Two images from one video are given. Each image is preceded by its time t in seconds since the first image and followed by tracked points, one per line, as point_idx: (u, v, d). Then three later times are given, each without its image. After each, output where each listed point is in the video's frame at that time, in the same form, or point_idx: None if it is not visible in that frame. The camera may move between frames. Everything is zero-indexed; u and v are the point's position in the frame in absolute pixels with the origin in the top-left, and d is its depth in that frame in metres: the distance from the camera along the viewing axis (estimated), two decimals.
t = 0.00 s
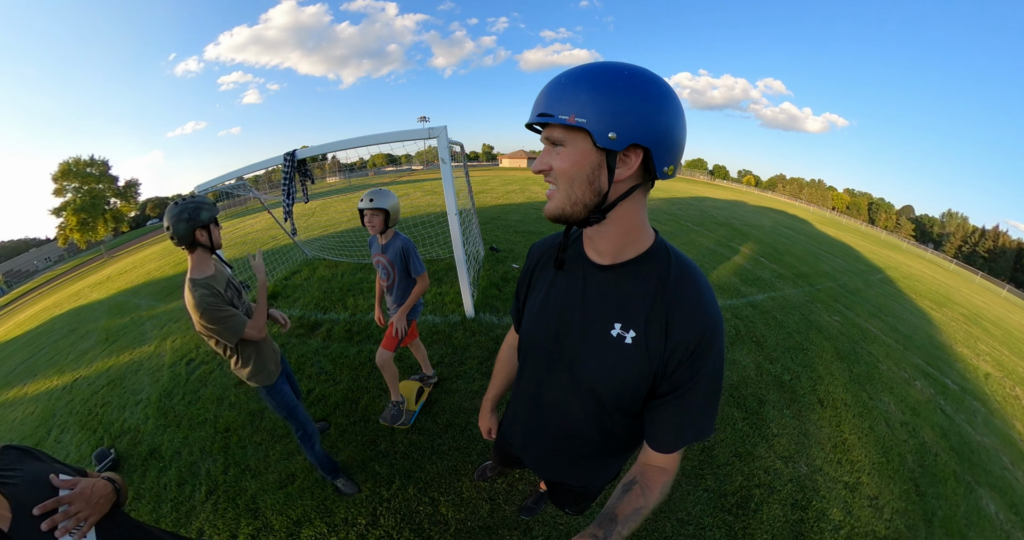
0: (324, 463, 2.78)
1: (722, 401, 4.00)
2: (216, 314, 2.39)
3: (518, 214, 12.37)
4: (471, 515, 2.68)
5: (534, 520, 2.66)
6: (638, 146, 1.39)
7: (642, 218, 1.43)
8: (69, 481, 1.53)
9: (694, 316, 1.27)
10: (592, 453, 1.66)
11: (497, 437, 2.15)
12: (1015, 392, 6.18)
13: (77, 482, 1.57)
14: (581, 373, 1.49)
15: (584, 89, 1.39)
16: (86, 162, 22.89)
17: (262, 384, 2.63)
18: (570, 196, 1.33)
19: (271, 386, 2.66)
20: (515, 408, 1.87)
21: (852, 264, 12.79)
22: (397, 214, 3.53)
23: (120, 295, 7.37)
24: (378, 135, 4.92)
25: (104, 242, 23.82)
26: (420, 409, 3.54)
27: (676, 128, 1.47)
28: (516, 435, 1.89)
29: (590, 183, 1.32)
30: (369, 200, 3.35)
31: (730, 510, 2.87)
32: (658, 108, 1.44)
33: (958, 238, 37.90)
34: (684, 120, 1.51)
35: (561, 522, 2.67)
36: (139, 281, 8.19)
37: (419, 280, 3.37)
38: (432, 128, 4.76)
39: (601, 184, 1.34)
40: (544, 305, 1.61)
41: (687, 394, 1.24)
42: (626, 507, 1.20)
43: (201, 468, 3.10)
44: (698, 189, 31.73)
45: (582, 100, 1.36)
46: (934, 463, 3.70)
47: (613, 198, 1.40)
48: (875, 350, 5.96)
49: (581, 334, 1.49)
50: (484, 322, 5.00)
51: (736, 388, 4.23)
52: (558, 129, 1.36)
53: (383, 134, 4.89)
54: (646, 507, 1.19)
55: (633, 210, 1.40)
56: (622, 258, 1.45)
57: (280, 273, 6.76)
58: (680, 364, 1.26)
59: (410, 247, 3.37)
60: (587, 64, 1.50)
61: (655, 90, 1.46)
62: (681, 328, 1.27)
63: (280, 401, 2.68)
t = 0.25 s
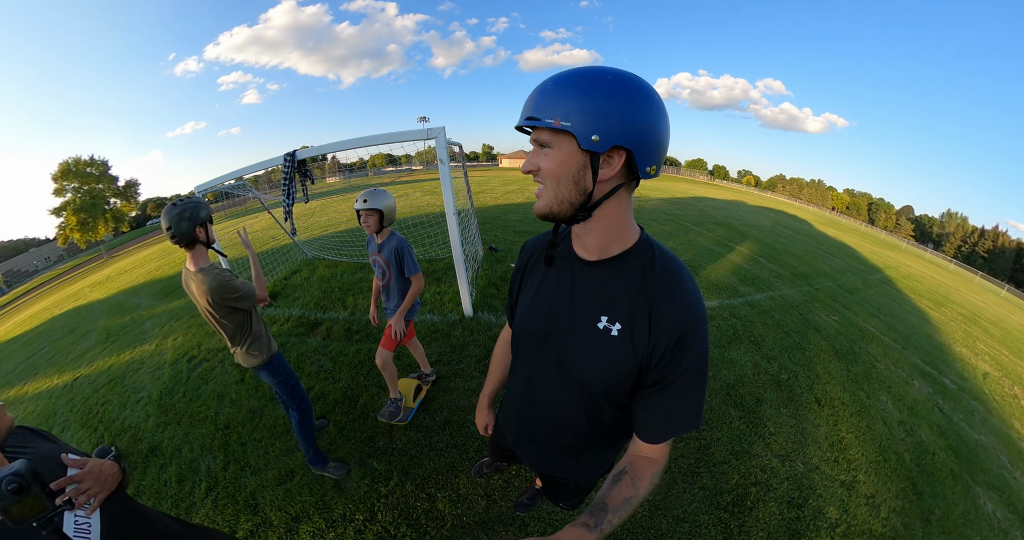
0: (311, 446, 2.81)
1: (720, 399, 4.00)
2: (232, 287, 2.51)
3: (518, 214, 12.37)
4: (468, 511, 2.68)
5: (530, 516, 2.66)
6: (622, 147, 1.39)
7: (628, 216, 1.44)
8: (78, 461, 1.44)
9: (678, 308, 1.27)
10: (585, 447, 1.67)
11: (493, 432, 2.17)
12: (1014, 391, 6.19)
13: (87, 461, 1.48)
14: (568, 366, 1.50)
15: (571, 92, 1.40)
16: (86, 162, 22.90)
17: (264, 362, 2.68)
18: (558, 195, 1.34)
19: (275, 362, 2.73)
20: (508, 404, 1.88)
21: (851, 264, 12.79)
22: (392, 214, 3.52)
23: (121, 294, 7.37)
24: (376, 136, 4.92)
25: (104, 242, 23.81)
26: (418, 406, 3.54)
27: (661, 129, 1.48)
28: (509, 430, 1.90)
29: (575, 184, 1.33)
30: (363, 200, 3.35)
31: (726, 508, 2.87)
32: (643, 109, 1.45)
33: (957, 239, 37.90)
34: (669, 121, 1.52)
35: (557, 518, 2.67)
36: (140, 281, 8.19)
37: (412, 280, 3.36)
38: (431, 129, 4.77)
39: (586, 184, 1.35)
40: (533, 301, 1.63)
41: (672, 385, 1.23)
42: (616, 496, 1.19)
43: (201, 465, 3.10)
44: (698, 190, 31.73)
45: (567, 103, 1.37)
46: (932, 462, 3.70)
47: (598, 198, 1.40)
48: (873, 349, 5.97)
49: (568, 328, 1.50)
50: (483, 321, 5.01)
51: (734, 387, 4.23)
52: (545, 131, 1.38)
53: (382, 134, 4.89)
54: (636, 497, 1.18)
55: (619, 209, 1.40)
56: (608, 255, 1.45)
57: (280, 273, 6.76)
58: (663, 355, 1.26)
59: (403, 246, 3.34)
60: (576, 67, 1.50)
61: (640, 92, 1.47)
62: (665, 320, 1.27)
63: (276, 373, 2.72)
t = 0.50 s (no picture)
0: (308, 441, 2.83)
1: (718, 398, 4.00)
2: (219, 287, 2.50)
3: (517, 214, 12.37)
4: (466, 510, 2.68)
5: (527, 515, 2.66)
6: (632, 146, 1.47)
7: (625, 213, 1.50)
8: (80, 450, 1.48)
9: (666, 301, 1.26)
10: (579, 443, 1.67)
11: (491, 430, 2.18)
12: (1013, 390, 6.19)
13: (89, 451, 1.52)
14: (560, 362, 1.50)
15: (586, 86, 1.39)
16: (86, 162, 22.90)
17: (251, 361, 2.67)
18: (576, 187, 1.30)
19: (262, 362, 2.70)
20: (504, 401, 1.89)
21: (851, 264, 12.79)
22: (390, 214, 3.52)
23: (120, 294, 7.37)
24: (375, 136, 4.92)
25: (104, 242, 23.80)
26: (416, 405, 3.54)
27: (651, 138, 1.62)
28: (505, 428, 1.91)
29: (595, 175, 1.33)
30: (359, 201, 3.35)
31: (724, 507, 2.87)
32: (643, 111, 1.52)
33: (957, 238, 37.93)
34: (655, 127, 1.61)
35: (554, 516, 2.67)
36: (139, 280, 8.19)
37: (411, 280, 3.36)
38: (429, 129, 4.76)
39: (602, 177, 1.35)
40: (525, 298, 1.63)
41: (661, 378, 1.23)
42: (610, 492, 1.19)
43: (200, 464, 3.10)
44: (697, 190, 31.72)
45: (590, 95, 1.36)
46: (930, 461, 3.70)
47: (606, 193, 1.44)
48: (872, 348, 5.97)
49: (559, 324, 1.50)
50: (481, 320, 5.01)
51: (732, 386, 4.24)
52: (568, 119, 1.32)
53: (381, 134, 4.89)
54: (631, 492, 1.18)
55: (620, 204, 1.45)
56: (602, 251, 1.44)
57: (279, 273, 6.75)
58: (652, 348, 1.26)
59: (401, 246, 3.35)
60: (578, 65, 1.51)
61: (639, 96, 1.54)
62: (653, 313, 1.27)
63: (268, 370, 2.71)
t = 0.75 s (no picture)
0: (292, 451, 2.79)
1: (717, 397, 4.00)
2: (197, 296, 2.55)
3: (516, 214, 12.38)
4: (467, 509, 2.68)
5: (529, 513, 2.66)
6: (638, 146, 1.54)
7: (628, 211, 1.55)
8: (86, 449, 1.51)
9: (668, 286, 1.28)
10: (582, 433, 1.67)
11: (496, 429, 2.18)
12: (1010, 388, 6.21)
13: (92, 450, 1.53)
14: (562, 353, 1.51)
15: (598, 85, 1.40)
16: (84, 163, 22.87)
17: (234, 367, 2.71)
18: (597, 187, 1.33)
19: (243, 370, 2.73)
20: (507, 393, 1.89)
21: (849, 263, 12.83)
22: (391, 214, 3.51)
23: (119, 295, 7.35)
24: (375, 136, 4.91)
25: (102, 243, 23.75)
26: (417, 405, 3.54)
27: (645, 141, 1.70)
28: (510, 424, 1.91)
29: (611, 173, 1.36)
30: (361, 200, 3.35)
31: (724, 504, 2.88)
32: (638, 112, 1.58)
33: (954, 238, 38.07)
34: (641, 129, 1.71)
35: (556, 515, 2.67)
36: (138, 281, 8.17)
37: (413, 278, 3.37)
38: (429, 129, 4.76)
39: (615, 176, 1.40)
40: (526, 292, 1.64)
41: (663, 362, 1.24)
42: (616, 485, 1.18)
43: (200, 465, 3.09)
44: (696, 190, 31.78)
45: (606, 96, 1.38)
46: (929, 458, 3.72)
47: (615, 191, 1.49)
48: (870, 347, 5.99)
49: (561, 312, 1.50)
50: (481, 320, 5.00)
51: (732, 384, 4.24)
52: (588, 120, 1.34)
53: (380, 134, 4.88)
54: (637, 484, 1.17)
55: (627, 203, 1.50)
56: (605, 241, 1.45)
57: (279, 273, 6.74)
58: (654, 333, 1.27)
59: (403, 245, 3.34)
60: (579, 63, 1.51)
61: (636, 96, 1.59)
62: (655, 298, 1.28)
63: (257, 384, 2.72)
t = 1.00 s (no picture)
0: (274, 456, 2.76)
1: (716, 396, 4.01)
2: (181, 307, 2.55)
3: (515, 215, 12.38)
4: (467, 509, 2.67)
5: (528, 513, 2.66)
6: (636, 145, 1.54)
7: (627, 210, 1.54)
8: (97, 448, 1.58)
9: (668, 286, 1.29)
10: (583, 434, 1.67)
11: (497, 429, 2.18)
12: (1007, 386, 6.24)
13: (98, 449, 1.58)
14: (562, 352, 1.52)
15: (595, 88, 1.40)
16: (81, 164, 22.80)
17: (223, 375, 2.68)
18: (593, 188, 1.32)
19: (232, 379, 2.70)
20: (508, 393, 1.89)
21: (846, 262, 12.87)
22: (390, 215, 3.51)
23: (117, 296, 7.32)
24: (373, 137, 4.91)
25: (99, 244, 23.66)
26: (417, 406, 3.53)
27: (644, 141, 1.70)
28: (511, 425, 1.91)
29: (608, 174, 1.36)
30: (359, 201, 3.34)
31: (723, 503, 2.88)
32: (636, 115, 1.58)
33: (951, 237, 38.22)
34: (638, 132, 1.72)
35: (555, 515, 2.67)
36: (136, 283, 8.15)
37: (412, 280, 3.38)
38: (428, 130, 4.76)
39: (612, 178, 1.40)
40: (524, 292, 1.65)
41: (662, 359, 1.25)
42: (614, 483, 1.18)
43: (199, 467, 3.08)
44: (694, 190, 31.84)
45: (602, 99, 1.39)
46: (926, 456, 3.73)
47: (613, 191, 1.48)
48: (868, 346, 6.00)
49: (561, 312, 1.51)
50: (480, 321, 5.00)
51: (730, 383, 4.25)
52: (583, 123, 1.34)
53: (379, 135, 4.87)
54: (635, 481, 1.17)
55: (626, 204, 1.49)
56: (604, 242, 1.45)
57: (277, 274, 6.73)
58: (654, 333, 1.27)
59: (402, 246, 3.34)
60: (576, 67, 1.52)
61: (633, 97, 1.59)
62: (655, 298, 1.29)
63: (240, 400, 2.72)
